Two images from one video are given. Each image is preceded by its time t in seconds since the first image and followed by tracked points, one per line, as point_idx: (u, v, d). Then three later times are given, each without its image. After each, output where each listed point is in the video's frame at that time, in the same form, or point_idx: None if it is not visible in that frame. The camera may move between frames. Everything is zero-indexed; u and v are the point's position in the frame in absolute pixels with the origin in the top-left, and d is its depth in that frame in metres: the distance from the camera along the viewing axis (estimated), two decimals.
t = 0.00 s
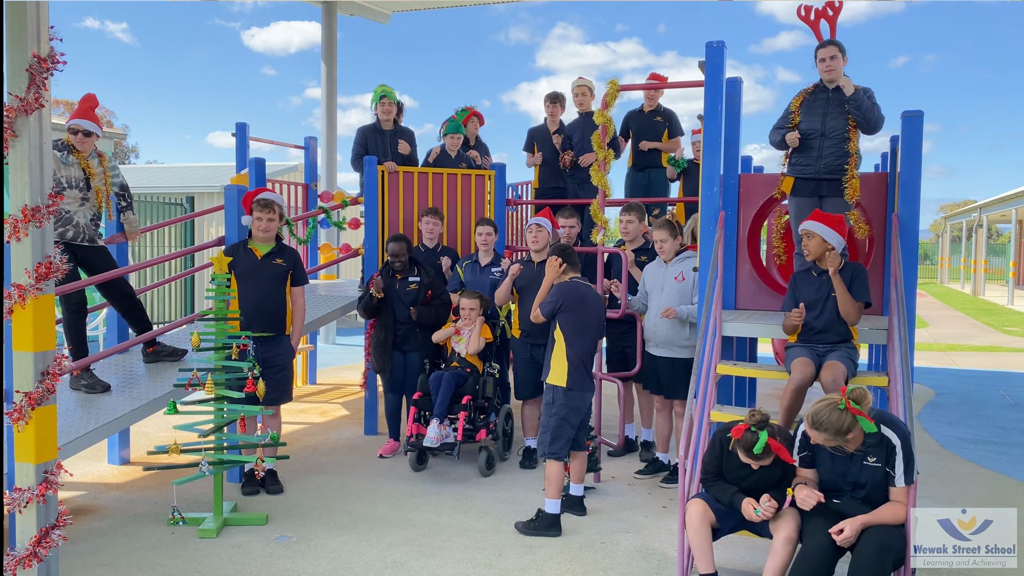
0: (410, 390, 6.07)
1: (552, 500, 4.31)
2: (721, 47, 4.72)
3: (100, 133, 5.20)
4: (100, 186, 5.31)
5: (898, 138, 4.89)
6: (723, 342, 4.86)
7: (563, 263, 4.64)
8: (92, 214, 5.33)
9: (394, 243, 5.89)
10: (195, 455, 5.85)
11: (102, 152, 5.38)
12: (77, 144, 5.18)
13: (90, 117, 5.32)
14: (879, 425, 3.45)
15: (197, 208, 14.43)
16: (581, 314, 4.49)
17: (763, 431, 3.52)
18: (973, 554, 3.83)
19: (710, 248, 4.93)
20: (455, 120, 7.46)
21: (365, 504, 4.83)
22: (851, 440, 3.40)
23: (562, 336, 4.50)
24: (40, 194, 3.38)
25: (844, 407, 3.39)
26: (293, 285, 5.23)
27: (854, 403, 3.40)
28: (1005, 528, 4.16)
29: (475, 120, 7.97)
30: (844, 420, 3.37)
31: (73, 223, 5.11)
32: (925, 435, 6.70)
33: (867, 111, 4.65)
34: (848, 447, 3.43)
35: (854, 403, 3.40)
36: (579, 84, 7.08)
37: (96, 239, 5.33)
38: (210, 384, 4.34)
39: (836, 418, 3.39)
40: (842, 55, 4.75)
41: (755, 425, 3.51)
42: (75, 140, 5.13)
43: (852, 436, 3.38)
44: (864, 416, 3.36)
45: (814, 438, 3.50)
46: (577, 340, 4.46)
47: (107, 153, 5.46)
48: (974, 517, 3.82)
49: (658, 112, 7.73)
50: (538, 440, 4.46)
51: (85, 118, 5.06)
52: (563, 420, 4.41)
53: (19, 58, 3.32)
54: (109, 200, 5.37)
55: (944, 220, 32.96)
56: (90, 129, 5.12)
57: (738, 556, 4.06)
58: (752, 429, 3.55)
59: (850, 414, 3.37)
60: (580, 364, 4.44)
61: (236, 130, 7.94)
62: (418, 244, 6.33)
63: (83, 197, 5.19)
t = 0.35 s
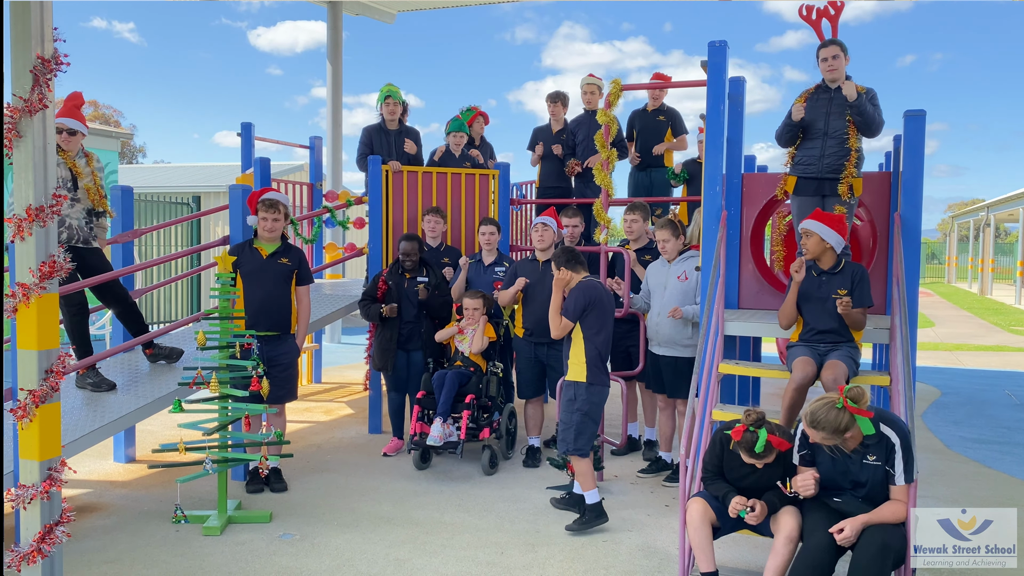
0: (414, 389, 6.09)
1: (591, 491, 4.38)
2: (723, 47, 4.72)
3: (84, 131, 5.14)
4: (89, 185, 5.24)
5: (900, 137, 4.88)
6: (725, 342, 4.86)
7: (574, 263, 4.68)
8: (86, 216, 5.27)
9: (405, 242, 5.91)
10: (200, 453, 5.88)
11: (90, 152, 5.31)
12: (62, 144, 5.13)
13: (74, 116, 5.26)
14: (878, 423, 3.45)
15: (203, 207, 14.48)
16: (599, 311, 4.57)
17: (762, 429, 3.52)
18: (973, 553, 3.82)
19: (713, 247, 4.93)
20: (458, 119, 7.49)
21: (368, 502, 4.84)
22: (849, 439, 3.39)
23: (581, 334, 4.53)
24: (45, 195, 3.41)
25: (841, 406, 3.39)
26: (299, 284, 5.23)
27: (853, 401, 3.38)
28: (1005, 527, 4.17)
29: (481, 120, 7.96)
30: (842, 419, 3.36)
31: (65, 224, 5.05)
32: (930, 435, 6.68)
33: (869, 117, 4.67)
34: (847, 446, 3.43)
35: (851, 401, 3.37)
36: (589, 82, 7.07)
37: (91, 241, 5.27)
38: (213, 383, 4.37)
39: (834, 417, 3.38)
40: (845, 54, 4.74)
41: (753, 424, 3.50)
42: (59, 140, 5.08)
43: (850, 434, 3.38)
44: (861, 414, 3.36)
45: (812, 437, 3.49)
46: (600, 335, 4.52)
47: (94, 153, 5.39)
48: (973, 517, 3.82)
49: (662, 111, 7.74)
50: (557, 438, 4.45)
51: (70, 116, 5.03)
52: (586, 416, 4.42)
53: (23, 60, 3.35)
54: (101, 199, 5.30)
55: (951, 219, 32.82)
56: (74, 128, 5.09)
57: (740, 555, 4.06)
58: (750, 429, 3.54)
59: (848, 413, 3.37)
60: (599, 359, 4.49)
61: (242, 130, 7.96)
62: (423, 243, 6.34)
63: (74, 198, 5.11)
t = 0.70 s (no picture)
0: (419, 389, 6.10)
1: (617, 495, 4.42)
2: (726, 46, 4.70)
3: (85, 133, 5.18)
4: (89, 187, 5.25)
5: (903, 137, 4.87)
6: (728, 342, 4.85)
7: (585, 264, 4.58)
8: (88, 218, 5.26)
9: (404, 242, 5.91)
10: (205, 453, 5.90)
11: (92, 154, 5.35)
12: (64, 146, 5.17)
13: (72, 118, 5.27)
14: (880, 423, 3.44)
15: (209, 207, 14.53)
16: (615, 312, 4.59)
17: (763, 430, 3.51)
18: (973, 554, 3.79)
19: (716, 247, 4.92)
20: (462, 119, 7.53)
21: (372, 502, 4.85)
22: (851, 438, 3.39)
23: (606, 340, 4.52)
24: (49, 195, 3.43)
25: (844, 406, 3.39)
26: (304, 284, 5.26)
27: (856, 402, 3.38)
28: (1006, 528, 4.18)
29: (486, 120, 7.96)
30: (844, 418, 3.36)
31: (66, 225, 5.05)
32: (935, 434, 6.66)
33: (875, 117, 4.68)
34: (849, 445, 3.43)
35: (855, 400, 3.38)
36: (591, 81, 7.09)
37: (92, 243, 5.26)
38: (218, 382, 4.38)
39: (836, 416, 3.38)
40: (846, 53, 4.72)
41: (755, 424, 3.50)
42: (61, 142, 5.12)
43: (852, 434, 3.37)
44: (864, 414, 3.36)
45: (815, 437, 3.49)
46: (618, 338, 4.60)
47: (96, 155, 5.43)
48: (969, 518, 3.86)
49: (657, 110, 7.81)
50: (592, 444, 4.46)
51: (69, 117, 5.07)
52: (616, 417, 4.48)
53: (28, 62, 3.37)
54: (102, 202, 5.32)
55: (958, 218, 32.69)
56: (74, 129, 5.11)
57: (744, 554, 4.05)
58: (751, 430, 3.54)
59: (850, 413, 3.37)
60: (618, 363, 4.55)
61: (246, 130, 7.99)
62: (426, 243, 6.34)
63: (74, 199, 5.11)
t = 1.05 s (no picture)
0: (423, 389, 6.09)
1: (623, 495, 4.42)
2: (729, 45, 4.70)
3: (88, 139, 5.19)
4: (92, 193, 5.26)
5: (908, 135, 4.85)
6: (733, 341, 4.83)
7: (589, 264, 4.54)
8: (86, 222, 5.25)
9: (410, 243, 5.91)
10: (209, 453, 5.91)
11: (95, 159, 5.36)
12: (67, 151, 5.19)
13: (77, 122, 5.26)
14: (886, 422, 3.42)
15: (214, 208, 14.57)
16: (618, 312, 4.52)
17: (768, 430, 3.50)
18: (973, 553, 3.76)
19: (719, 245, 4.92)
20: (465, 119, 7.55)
21: (376, 502, 4.85)
22: (857, 436, 3.37)
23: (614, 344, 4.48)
24: (51, 197, 3.44)
25: (850, 403, 3.36)
26: (309, 285, 5.24)
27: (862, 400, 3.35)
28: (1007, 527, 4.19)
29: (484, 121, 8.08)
30: (851, 416, 3.34)
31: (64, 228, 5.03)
32: (941, 433, 6.64)
33: (883, 109, 4.60)
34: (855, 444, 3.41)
35: (861, 399, 3.35)
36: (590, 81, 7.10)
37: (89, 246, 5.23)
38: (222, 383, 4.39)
39: (842, 414, 3.36)
40: (851, 53, 4.70)
41: (760, 423, 3.49)
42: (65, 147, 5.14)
43: (858, 432, 3.35)
44: (871, 412, 3.33)
45: (820, 435, 3.48)
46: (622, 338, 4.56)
47: (99, 159, 5.44)
48: (971, 518, 3.79)
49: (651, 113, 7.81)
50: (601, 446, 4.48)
51: (74, 123, 5.07)
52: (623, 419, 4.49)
53: (29, 63, 3.38)
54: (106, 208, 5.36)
55: (964, 216, 32.57)
56: (79, 136, 5.11)
57: (749, 554, 4.04)
58: (756, 429, 3.53)
59: (857, 411, 3.34)
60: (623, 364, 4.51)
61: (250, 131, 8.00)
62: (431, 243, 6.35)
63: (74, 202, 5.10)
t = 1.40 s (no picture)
0: (424, 389, 6.08)
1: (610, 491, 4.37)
2: (729, 43, 4.69)
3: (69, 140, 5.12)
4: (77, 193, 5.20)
5: (909, 133, 4.82)
6: (735, 340, 4.82)
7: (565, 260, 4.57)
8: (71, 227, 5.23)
9: (411, 243, 5.91)
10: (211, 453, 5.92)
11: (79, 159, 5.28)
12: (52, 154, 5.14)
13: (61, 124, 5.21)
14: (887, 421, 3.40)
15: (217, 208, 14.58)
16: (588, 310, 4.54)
17: (769, 429, 3.49)
18: (973, 553, 3.75)
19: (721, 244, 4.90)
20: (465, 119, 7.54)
21: (377, 502, 4.86)
22: (859, 435, 3.35)
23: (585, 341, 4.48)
24: (48, 198, 3.45)
25: (852, 402, 3.34)
26: (310, 285, 5.23)
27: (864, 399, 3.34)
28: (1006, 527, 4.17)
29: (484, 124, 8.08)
30: (853, 415, 3.32)
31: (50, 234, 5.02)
32: (943, 431, 6.62)
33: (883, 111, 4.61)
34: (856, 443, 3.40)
35: (863, 398, 3.33)
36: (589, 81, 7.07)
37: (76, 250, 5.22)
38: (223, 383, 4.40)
39: (843, 413, 3.35)
40: (852, 51, 4.68)
41: (761, 422, 3.48)
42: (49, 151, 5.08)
43: (860, 431, 3.34)
44: (873, 412, 3.31)
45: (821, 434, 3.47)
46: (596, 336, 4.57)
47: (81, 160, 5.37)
48: (973, 519, 3.75)
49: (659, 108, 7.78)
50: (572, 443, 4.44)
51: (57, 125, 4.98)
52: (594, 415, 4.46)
53: (26, 65, 3.39)
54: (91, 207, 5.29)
55: (968, 215, 32.48)
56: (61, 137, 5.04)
57: (750, 553, 4.04)
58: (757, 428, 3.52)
59: (859, 410, 3.32)
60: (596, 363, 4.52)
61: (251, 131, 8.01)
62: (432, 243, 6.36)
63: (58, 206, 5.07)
